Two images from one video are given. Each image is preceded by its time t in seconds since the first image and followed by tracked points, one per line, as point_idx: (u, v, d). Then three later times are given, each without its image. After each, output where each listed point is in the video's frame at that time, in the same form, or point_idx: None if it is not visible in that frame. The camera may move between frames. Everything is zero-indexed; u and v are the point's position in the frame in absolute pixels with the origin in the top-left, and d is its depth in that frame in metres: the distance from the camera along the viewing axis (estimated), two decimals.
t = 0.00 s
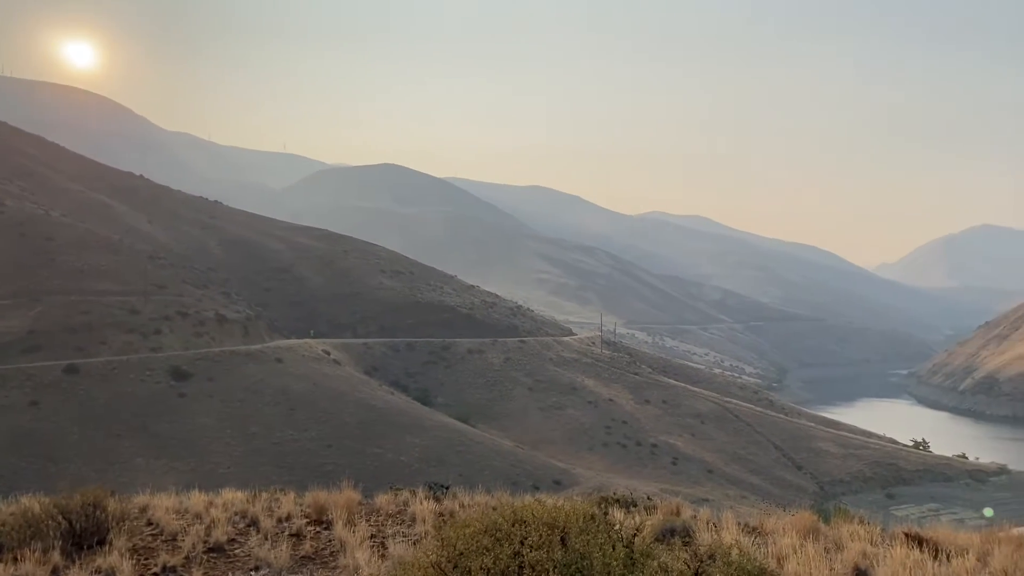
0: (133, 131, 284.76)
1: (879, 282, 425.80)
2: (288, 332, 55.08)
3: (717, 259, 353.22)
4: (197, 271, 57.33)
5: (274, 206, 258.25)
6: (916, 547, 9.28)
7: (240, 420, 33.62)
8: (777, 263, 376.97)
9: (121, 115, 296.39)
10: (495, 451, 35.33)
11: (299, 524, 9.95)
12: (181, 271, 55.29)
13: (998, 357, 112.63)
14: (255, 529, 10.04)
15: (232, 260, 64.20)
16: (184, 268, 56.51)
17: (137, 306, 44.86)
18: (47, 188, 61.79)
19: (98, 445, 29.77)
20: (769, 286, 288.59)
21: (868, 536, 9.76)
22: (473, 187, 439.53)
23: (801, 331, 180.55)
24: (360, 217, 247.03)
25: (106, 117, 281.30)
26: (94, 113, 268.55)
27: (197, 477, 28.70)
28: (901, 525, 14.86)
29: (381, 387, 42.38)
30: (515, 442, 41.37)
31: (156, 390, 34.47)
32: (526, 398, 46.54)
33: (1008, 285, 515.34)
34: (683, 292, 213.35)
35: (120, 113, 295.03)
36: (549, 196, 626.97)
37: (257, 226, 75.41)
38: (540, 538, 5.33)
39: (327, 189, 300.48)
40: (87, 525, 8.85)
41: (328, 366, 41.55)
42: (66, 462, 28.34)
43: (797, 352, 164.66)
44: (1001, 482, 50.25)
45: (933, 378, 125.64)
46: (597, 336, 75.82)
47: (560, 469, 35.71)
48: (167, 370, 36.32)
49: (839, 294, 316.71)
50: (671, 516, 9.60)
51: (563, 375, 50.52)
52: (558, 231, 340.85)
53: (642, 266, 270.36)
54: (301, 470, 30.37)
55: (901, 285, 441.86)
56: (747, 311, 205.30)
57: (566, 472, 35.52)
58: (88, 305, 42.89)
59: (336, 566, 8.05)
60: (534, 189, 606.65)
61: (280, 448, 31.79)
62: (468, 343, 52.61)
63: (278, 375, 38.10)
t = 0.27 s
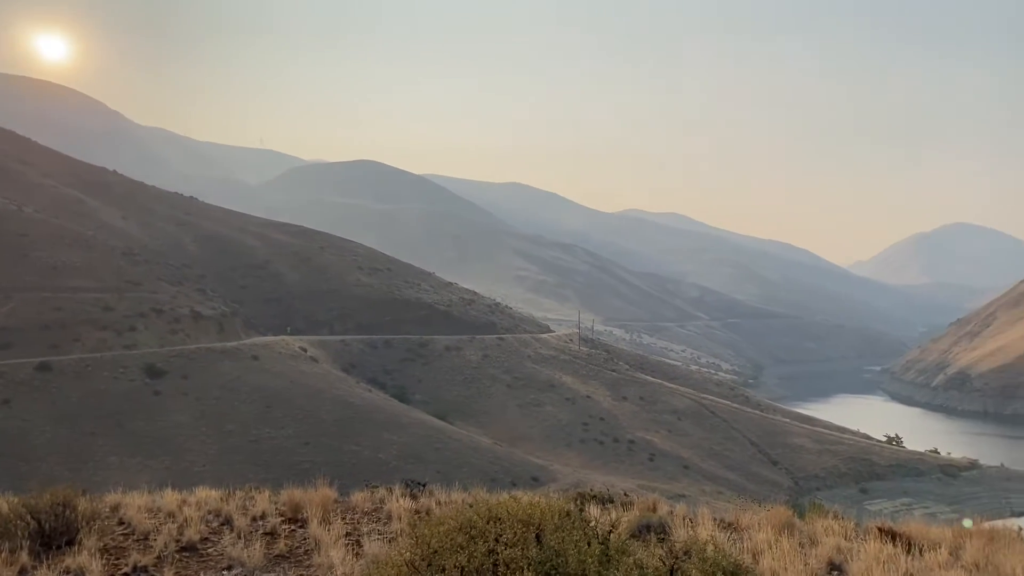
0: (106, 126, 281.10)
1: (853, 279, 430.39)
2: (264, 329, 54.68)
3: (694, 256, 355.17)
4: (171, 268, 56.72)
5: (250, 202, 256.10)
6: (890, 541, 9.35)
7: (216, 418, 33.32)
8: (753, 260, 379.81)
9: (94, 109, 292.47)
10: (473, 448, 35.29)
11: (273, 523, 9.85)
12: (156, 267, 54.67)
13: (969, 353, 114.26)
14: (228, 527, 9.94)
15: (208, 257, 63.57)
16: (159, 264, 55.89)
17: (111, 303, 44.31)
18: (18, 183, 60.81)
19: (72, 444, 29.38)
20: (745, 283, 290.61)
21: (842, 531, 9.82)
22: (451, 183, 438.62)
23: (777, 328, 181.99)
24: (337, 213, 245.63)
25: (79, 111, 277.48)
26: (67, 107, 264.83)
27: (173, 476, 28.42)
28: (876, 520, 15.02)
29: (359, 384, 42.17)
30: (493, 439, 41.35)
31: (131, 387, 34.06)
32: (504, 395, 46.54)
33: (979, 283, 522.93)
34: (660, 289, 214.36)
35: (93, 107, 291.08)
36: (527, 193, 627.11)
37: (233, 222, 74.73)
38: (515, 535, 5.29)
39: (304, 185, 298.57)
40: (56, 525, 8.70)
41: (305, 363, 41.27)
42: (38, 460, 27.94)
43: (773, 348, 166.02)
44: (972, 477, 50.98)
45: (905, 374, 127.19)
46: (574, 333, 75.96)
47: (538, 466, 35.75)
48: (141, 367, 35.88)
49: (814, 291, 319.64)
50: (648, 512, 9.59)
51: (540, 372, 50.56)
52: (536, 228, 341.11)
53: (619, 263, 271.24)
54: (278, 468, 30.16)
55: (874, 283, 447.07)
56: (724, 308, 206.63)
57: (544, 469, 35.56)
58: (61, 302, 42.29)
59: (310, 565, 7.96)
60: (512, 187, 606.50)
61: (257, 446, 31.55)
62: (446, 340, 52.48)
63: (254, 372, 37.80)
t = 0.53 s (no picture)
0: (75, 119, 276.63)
1: (825, 276, 434.96)
2: (238, 326, 54.19)
3: (669, 253, 357.01)
4: (143, 264, 56.02)
5: (223, 198, 253.49)
6: (861, 536, 9.44)
7: (189, 415, 32.98)
8: (727, 258, 382.41)
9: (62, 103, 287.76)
10: (448, 445, 35.25)
11: (247, 520, 9.78)
12: (127, 264, 53.94)
13: (939, 349, 115.97)
14: (201, 525, 9.83)
15: (181, 253, 62.86)
16: (131, 261, 55.18)
17: (81, 300, 43.67)
18: None
19: (41, 442, 28.93)
20: (719, 280, 292.61)
21: (814, 526, 9.90)
22: (426, 179, 437.34)
23: (750, 324, 183.47)
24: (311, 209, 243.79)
25: (47, 104, 272.82)
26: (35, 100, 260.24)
27: (144, 474, 28.10)
28: (847, 514, 15.18)
29: (333, 381, 41.95)
30: (469, 436, 41.32)
31: (102, 384, 33.60)
32: (480, 392, 46.53)
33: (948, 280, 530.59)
34: (635, 286, 215.16)
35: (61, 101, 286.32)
36: (503, 190, 626.65)
37: (206, 218, 73.96)
38: (489, 533, 5.28)
39: (278, 181, 296.18)
40: (23, 524, 8.55)
41: (279, 360, 40.97)
42: (8, 459, 27.52)
43: (746, 345, 167.33)
44: (941, 471, 51.73)
45: (876, 370, 128.74)
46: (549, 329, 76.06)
47: (513, 462, 35.78)
48: (113, 364, 35.42)
49: (787, 288, 322.61)
50: (624, 507, 9.60)
51: (516, 369, 50.56)
52: (511, 225, 341.06)
53: (595, 260, 271.87)
54: (252, 466, 29.92)
55: (846, 280, 452.14)
56: (698, 305, 207.91)
57: (520, 465, 35.59)
58: (30, 298, 41.61)
59: (283, 563, 7.90)
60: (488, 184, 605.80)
61: (230, 444, 31.27)
62: (422, 337, 52.30)
63: (228, 369, 37.46)
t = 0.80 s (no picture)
0: (43, 113, 272.03)
1: (797, 275, 439.31)
2: (210, 323, 53.69)
3: (643, 251, 358.54)
4: (114, 260, 55.29)
5: (195, 194, 250.73)
6: (831, 530, 9.53)
7: (161, 413, 32.60)
8: (701, 256, 384.99)
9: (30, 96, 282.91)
10: (423, 442, 35.18)
11: (219, 519, 9.68)
12: (97, 260, 53.19)
13: (907, 346, 117.60)
14: (172, 524, 9.73)
15: (152, 249, 62.12)
16: (101, 257, 54.42)
17: (50, 296, 43.00)
18: None
19: (9, 441, 28.47)
20: (692, 278, 294.40)
21: (785, 520, 9.99)
22: (401, 176, 435.57)
23: (723, 321, 184.94)
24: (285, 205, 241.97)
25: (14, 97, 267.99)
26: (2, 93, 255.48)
27: (115, 473, 27.74)
28: (817, 508, 15.36)
29: (307, 378, 41.70)
30: (443, 432, 41.27)
31: (71, 382, 33.12)
32: (455, 389, 46.50)
33: (916, 278, 538.40)
34: (609, 284, 215.89)
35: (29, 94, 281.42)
36: (478, 187, 625.76)
37: (178, 214, 73.13)
38: (465, 530, 5.27)
39: (251, 177, 293.48)
40: None
41: (252, 357, 40.64)
42: None
43: (719, 342, 168.60)
44: (908, 465, 52.51)
45: (846, 366, 130.32)
46: (524, 326, 76.15)
47: (488, 459, 35.79)
48: (82, 361, 34.91)
49: (759, 286, 325.41)
50: (596, 504, 9.64)
51: (491, 366, 50.58)
52: (486, 223, 340.75)
53: (569, 257, 272.48)
54: (225, 464, 29.67)
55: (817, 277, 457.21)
56: (671, 302, 209.18)
57: (494, 461, 35.62)
58: None
59: (255, 562, 7.83)
60: (463, 181, 604.55)
61: (203, 441, 30.99)
62: (396, 334, 52.15)
63: (201, 366, 37.08)
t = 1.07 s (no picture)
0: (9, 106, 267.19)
1: (768, 273, 443.32)
2: (180, 321, 53.04)
3: (617, 248, 359.89)
4: (82, 256, 54.42)
5: (165, 189, 247.70)
6: (805, 526, 9.56)
7: (129, 412, 32.11)
8: (674, 253, 387.20)
9: None
10: (396, 440, 35.02)
11: (188, 519, 9.52)
12: (64, 256, 52.30)
13: (876, 343, 119.13)
14: (139, 525, 9.55)
15: (121, 245, 61.22)
16: (68, 253, 53.54)
17: (15, 293, 42.19)
18: None
19: None
20: (666, 276, 295.99)
21: (758, 517, 10.01)
22: (374, 172, 433.36)
23: (695, 318, 186.18)
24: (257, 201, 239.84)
25: None
26: None
27: (82, 473, 27.30)
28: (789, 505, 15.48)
29: (279, 376, 41.34)
30: (417, 430, 41.11)
31: (38, 380, 32.52)
32: (429, 386, 46.36)
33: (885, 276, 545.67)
34: (583, 281, 216.45)
35: None
36: (452, 184, 624.45)
37: (148, 210, 72.16)
38: (440, 530, 5.19)
39: (222, 172, 290.44)
40: None
41: (223, 355, 40.21)
42: None
43: (692, 339, 169.69)
44: (877, 461, 53.17)
45: (816, 363, 131.71)
46: (498, 324, 76.09)
47: (462, 457, 35.69)
48: (49, 359, 34.29)
49: (731, 283, 327.99)
50: (571, 501, 9.59)
51: (465, 363, 50.49)
52: (460, 220, 340.12)
53: (544, 254, 272.73)
54: (195, 463, 29.32)
55: (788, 274, 462.23)
56: (645, 299, 210.22)
57: (468, 459, 35.53)
58: None
59: (225, 563, 7.68)
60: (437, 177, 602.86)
61: (173, 440, 30.59)
62: (370, 331, 51.84)
63: (170, 364, 36.59)
